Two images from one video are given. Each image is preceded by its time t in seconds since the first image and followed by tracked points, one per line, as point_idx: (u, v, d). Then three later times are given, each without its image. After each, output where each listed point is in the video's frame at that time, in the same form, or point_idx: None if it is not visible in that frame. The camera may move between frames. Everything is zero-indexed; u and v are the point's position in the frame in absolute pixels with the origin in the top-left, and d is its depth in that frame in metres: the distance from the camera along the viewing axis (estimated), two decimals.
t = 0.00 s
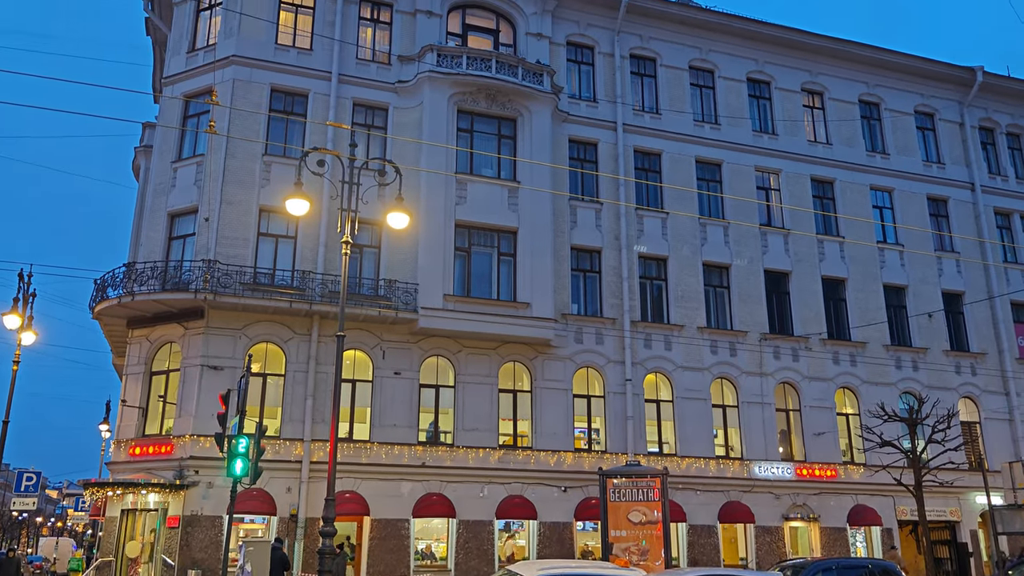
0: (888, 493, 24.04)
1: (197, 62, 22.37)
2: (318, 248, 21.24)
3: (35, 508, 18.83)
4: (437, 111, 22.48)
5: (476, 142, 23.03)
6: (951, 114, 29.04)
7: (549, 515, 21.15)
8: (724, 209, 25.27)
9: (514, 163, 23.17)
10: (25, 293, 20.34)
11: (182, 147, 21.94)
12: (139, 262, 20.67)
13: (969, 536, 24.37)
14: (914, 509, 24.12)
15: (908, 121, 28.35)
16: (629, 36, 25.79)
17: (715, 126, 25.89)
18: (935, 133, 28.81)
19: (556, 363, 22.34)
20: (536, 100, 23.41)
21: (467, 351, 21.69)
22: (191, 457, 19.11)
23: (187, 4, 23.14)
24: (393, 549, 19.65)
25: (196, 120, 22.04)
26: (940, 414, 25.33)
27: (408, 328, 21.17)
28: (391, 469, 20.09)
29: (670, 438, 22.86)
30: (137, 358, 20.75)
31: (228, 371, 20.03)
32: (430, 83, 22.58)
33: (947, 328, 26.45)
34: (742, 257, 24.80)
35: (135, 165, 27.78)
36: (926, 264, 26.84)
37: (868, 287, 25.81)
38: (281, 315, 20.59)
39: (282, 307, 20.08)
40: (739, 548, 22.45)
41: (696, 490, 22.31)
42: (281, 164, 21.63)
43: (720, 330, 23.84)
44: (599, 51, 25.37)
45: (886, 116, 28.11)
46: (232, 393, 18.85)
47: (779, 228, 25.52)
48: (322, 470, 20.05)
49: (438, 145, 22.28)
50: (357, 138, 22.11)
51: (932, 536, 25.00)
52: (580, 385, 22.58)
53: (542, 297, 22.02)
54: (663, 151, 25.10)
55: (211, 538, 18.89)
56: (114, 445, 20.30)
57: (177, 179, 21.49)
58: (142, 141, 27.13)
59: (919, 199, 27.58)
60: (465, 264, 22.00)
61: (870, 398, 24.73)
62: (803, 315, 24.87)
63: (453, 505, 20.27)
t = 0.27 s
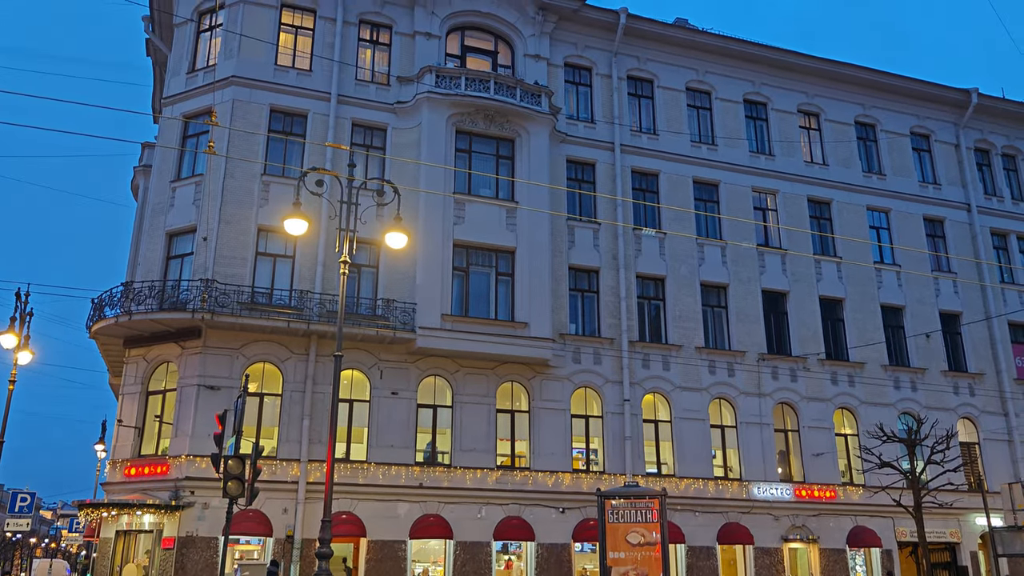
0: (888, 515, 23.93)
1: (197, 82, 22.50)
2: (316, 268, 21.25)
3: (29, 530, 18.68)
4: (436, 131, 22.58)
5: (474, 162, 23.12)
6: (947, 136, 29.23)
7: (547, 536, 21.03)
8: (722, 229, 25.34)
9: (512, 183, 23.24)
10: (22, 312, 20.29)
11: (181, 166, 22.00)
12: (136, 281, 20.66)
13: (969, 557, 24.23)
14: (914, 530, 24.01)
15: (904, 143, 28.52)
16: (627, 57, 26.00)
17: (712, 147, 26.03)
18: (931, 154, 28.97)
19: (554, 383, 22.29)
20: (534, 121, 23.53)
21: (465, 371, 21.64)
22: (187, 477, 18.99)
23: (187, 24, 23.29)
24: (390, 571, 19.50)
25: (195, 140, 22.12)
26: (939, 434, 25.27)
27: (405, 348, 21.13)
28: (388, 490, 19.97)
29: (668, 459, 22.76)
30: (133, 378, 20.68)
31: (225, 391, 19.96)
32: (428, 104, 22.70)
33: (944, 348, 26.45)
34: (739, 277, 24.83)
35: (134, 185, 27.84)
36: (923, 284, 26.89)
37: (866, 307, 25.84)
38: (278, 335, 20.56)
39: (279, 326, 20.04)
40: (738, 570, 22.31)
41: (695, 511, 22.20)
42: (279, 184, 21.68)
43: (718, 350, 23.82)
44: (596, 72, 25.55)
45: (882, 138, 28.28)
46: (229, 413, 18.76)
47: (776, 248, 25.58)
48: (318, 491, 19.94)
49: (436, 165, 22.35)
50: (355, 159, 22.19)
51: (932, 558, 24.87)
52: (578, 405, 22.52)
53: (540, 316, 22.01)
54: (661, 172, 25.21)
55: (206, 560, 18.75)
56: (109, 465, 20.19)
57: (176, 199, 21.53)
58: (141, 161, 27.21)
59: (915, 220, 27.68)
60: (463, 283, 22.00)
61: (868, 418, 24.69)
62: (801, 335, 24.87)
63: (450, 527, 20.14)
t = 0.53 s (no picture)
0: (888, 537, 23.80)
1: (198, 103, 22.63)
2: (315, 287, 21.25)
3: (24, 552, 18.53)
4: (435, 152, 22.67)
5: (473, 183, 23.20)
6: (943, 157, 29.38)
7: (546, 559, 20.88)
8: (720, 250, 25.38)
9: (511, 204, 23.29)
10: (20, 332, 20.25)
11: (181, 186, 22.06)
12: (135, 301, 20.64)
13: None
14: (915, 553, 23.87)
15: (901, 164, 28.66)
16: (625, 79, 26.18)
17: (710, 168, 26.14)
18: (928, 176, 29.11)
19: (552, 404, 22.23)
20: (533, 142, 23.64)
21: (464, 392, 21.58)
22: (183, 498, 18.84)
23: (188, 46, 23.46)
24: None
25: (195, 160, 22.21)
26: (939, 456, 25.18)
27: (404, 368, 21.09)
28: (385, 511, 19.85)
29: (667, 480, 22.64)
30: (130, 398, 20.61)
31: (222, 412, 19.88)
32: (427, 124, 22.81)
33: (943, 369, 26.43)
34: (738, 297, 24.85)
35: (134, 205, 27.90)
36: (921, 305, 26.90)
37: (864, 328, 25.84)
38: (276, 355, 20.52)
39: (277, 346, 20.00)
40: None
41: (694, 533, 22.07)
42: (279, 204, 21.73)
43: (717, 371, 23.78)
44: (595, 94, 25.71)
45: (879, 159, 28.43)
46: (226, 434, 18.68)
47: (775, 269, 25.62)
48: (315, 512, 19.82)
49: (435, 186, 22.41)
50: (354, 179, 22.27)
51: None
52: (576, 426, 22.44)
53: (539, 337, 21.99)
54: (659, 192, 25.30)
55: None
56: (105, 486, 20.07)
57: (175, 219, 21.57)
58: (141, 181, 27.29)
59: (913, 241, 27.76)
60: (462, 303, 22.00)
61: (868, 439, 24.61)
62: (800, 355, 24.85)
63: (448, 549, 19.99)
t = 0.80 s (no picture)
0: (889, 562, 23.64)
1: (198, 125, 22.75)
2: (313, 309, 21.23)
3: None
4: (434, 175, 22.76)
5: (471, 205, 23.28)
6: (940, 180, 29.54)
7: None
8: (718, 272, 25.41)
9: (510, 227, 23.35)
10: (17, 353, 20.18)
11: (180, 208, 22.11)
12: (133, 323, 20.61)
13: None
14: None
15: (898, 187, 28.80)
16: (623, 102, 26.36)
17: (708, 190, 26.25)
18: (925, 199, 29.24)
19: (551, 426, 22.15)
20: (531, 164, 23.74)
21: (462, 414, 21.50)
22: (179, 521, 18.72)
23: (190, 69, 23.62)
24: None
25: (195, 182, 22.28)
26: (939, 479, 25.07)
27: (402, 390, 21.02)
28: (382, 535, 19.71)
29: (666, 504, 22.50)
30: (127, 420, 20.51)
31: (219, 434, 19.79)
32: (427, 147, 22.92)
33: (943, 392, 26.37)
34: (737, 320, 24.85)
35: (133, 226, 27.95)
36: (920, 328, 26.90)
37: (863, 351, 25.82)
38: (274, 377, 20.46)
39: (276, 368, 19.94)
40: None
41: (694, 557, 21.91)
42: (278, 226, 21.77)
43: (716, 394, 23.73)
44: (593, 117, 25.88)
45: (876, 182, 28.57)
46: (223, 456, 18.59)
47: (773, 291, 25.64)
48: (312, 536, 19.67)
49: (434, 209, 22.47)
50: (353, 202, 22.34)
51: None
52: (575, 448, 22.35)
53: (537, 359, 21.95)
54: (657, 215, 25.39)
55: None
56: (100, 509, 19.92)
57: (174, 240, 21.60)
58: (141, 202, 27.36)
59: (911, 264, 27.81)
60: (460, 325, 21.98)
61: (867, 462, 24.50)
62: (799, 378, 24.81)
63: (445, 573, 19.82)
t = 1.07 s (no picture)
0: None
1: (198, 145, 22.84)
2: (311, 328, 21.20)
3: None
4: (433, 195, 22.81)
5: (470, 224, 23.32)
6: (937, 201, 29.66)
7: None
8: (717, 292, 25.43)
9: (509, 247, 23.38)
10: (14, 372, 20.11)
11: (180, 227, 22.14)
12: (130, 342, 20.56)
13: None
14: None
15: (895, 207, 28.90)
16: (621, 122, 26.50)
17: (706, 210, 26.32)
18: (922, 219, 29.34)
19: (549, 446, 22.06)
20: (530, 184, 23.81)
21: (460, 434, 21.42)
22: (175, 542, 18.59)
23: (190, 89, 23.75)
24: None
25: (194, 202, 22.33)
26: (939, 500, 24.96)
27: (400, 410, 20.95)
28: (380, 556, 19.56)
29: (666, 524, 22.37)
30: (123, 440, 20.41)
31: (216, 454, 19.69)
32: (426, 167, 22.99)
33: (942, 412, 26.32)
34: (735, 339, 24.83)
35: (132, 245, 27.97)
36: (918, 348, 26.89)
37: (862, 370, 25.79)
38: (272, 396, 20.39)
39: (273, 387, 19.86)
40: None
41: None
42: (277, 245, 21.79)
43: (715, 414, 23.67)
44: (591, 137, 26.00)
45: (873, 202, 28.68)
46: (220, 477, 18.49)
47: (771, 311, 25.64)
48: (309, 557, 19.53)
49: (432, 229, 22.51)
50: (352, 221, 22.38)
51: None
52: (574, 468, 22.25)
53: (536, 378, 21.90)
54: (655, 235, 25.44)
55: None
56: (95, 530, 19.77)
57: (173, 259, 21.60)
58: (139, 221, 27.40)
59: (909, 283, 27.85)
60: (458, 344, 21.95)
61: (867, 483, 24.40)
62: (798, 398, 24.77)
63: None
